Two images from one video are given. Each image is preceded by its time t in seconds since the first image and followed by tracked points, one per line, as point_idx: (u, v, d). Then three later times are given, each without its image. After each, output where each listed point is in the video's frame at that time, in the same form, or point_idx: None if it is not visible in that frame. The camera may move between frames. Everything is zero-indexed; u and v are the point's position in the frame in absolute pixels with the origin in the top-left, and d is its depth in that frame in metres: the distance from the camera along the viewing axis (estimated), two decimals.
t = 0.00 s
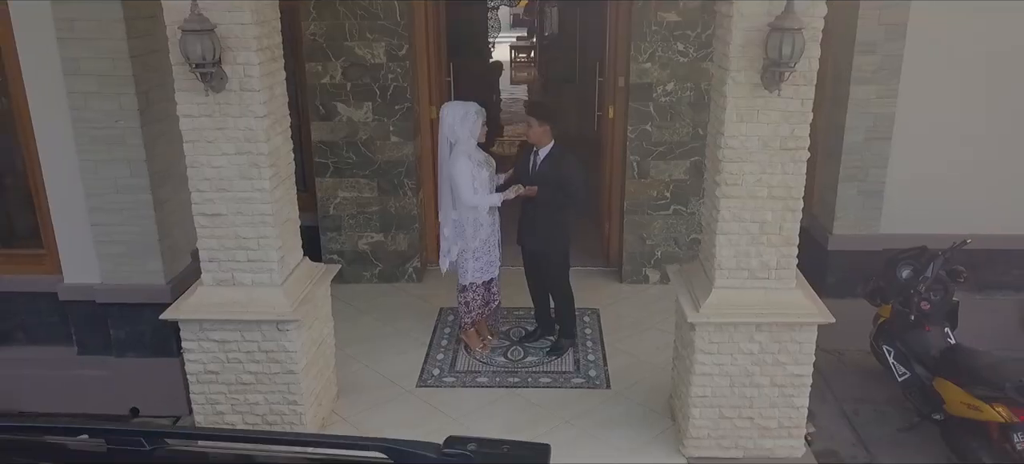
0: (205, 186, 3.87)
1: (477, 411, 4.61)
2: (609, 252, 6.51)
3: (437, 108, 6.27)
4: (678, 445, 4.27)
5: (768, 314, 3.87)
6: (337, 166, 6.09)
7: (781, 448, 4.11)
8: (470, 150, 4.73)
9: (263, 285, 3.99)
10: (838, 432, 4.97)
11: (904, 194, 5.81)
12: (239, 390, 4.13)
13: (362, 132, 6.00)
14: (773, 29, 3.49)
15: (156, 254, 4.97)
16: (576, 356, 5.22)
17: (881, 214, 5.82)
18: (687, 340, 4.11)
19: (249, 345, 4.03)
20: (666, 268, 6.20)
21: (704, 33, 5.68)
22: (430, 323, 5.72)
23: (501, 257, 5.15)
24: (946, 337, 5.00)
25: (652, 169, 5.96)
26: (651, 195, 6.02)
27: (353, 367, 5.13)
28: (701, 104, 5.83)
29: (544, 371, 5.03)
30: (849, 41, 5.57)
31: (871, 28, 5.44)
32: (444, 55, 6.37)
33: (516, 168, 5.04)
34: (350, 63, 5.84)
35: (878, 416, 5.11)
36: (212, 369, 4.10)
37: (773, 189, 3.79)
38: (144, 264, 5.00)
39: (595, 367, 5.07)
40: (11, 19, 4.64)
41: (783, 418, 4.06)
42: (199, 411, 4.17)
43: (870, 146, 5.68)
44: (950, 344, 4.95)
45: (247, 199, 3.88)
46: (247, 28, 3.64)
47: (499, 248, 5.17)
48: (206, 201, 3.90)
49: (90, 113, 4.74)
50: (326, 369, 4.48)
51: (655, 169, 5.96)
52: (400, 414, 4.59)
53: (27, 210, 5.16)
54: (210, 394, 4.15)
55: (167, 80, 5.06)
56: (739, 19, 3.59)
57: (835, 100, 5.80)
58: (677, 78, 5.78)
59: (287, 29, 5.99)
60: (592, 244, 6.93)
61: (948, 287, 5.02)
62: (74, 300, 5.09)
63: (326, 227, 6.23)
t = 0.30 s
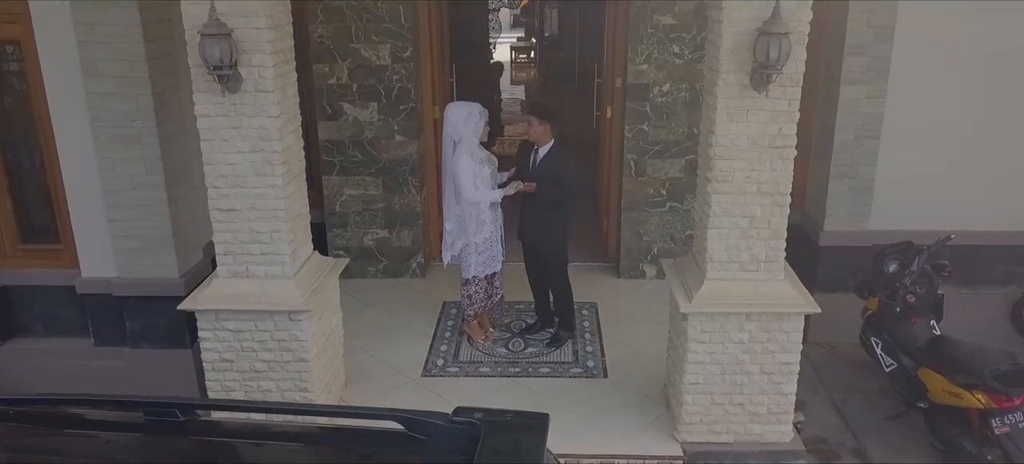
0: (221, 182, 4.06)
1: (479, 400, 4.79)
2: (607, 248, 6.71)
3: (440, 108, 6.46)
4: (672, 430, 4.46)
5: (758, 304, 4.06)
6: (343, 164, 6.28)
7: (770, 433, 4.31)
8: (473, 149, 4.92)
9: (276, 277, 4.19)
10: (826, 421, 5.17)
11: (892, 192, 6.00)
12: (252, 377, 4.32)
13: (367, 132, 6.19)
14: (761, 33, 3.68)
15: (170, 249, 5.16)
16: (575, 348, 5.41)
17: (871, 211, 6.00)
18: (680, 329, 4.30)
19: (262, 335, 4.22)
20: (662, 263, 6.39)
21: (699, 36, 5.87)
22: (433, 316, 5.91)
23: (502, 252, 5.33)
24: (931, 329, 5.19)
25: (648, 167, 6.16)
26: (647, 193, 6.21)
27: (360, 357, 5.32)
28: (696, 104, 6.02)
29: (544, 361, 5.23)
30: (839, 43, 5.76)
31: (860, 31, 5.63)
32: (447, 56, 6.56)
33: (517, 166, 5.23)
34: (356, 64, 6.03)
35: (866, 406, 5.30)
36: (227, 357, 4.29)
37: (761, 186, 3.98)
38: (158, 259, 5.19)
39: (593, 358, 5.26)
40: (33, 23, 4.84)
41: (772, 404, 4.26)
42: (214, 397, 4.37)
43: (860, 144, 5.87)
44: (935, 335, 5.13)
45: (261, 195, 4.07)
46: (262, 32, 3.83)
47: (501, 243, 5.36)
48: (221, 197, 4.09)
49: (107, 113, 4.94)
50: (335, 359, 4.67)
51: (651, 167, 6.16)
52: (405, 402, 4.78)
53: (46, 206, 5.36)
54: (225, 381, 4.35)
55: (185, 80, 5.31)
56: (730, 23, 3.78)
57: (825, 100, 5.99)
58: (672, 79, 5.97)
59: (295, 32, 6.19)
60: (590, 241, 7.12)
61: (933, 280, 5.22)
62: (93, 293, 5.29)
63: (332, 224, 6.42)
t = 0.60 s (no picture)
0: (239, 180, 4.29)
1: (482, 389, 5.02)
2: (605, 245, 6.94)
3: (444, 110, 6.69)
4: (666, 417, 4.69)
5: (747, 297, 4.28)
6: (351, 164, 6.51)
7: (759, 419, 4.54)
8: (476, 149, 5.15)
9: (290, 271, 4.42)
10: (815, 410, 5.40)
11: (880, 190, 6.23)
12: (268, 366, 4.55)
13: (374, 133, 6.42)
14: (749, 40, 3.91)
15: (187, 245, 5.39)
16: (574, 340, 5.64)
17: (859, 209, 6.23)
18: (674, 321, 4.53)
19: (278, 325, 4.46)
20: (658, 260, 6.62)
21: (694, 40, 6.10)
22: (438, 310, 6.14)
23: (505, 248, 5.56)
24: (916, 322, 5.41)
25: (646, 167, 6.39)
26: (644, 192, 6.44)
27: (368, 349, 5.55)
28: (691, 106, 6.24)
29: (544, 352, 5.46)
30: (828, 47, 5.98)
31: (848, 35, 5.85)
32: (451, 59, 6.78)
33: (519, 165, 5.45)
34: (364, 67, 6.26)
35: (853, 396, 5.53)
36: (244, 346, 4.52)
37: (751, 184, 4.21)
38: (176, 255, 5.42)
39: (592, 349, 5.49)
40: (56, 29, 5.07)
41: (761, 391, 4.48)
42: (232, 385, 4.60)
43: (849, 145, 6.08)
44: (919, 327, 5.34)
45: (277, 193, 4.30)
46: (278, 38, 4.06)
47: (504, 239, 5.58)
48: (239, 195, 4.31)
49: (127, 114, 5.16)
50: (346, 349, 4.90)
51: (648, 166, 6.39)
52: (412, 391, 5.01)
53: (68, 205, 5.58)
54: (243, 370, 4.58)
55: (203, 85, 5.57)
56: (720, 31, 4.00)
57: (816, 103, 6.22)
58: (668, 82, 6.19)
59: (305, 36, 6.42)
60: (590, 238, 7.35)
61: (918, 275, 5.44)
62: (113, 287, 5.51)
63: (340, 221, 6.65)
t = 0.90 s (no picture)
0: (257, 183, 4.55)
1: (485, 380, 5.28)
2: (603, 244, 7.20)
3: (448, 114, 6.95)
4: (660, 407, 4.95)
5: (735, 293, 4.54)
6: (359, 166, 6.78)
7: (748, 408, 4.80)
8: (479, 153, 5.42)
9: (304, 268, 4.69)
10: (803, 401, 5.66)
11: (867, 192, 6.49)
12: (283, 358, 4.82)
13: (381, 136, 6.69)
14: (736, 51, 4.18)
15: (204, 244, 5.66)
16: (573, 334, 5.91)
17: (846, 210, 6.50)
18: (667, 315, 4.79)
19: (293, 320, 4.72)
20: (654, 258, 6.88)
21: (688, 47, 6.36)
22: (443, 306, 6.41)
23: (507, 247, 5.82)
24: (899, 317, 5.67)
25: (642, 169, 6.65)
26: (641, 193, 6.70)
27: (376, 343, 5.82)
28: (685, 110, 6.51)
29: (545, 347, 5.72)
30: (817, 54, 6.25)
31: (836, 43, 6.11)
32: (454, 65, 7.04)
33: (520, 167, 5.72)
34: (371, 73, 6.53)
35: (839, 388, 5.80)
36: (261, 339, 4.79)
37: (738, 186, 4.48)
38: (193, 253, 5.68)
39: (590, 344, 5.75)
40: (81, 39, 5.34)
41: (749, 382, 4.74)
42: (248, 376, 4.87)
43: (837, 148, 6.35)
44: (902, 322, 5.61)
45: (292, 195, 4.57)
46: (295, 50, 4.33)
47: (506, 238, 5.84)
48: (257, 196, 4.58)
49: (147, 119, 5.42)
50: (356, 343, 5.16)
51: (645, 169, 6.65)
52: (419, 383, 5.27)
53: (89, 205, 5.85)
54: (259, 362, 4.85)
55: (218, 90, 5.86)
56: (709, 42, 4.27)
57: (805, 107, 6.48)
58: (663, 88, 6.46)
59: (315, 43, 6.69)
60: (588, 237, 7.61)
61: (901, 273, 5.70)
62: (133, 283, 5.78)
63: (348, 221, 6.91)
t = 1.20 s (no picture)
0: (274, 185, 4.85)
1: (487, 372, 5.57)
2: (600, 243, 7.50)
3: (451, 118, 7.24)
4: (652, 396, 5.24)
5: (722, 288, 4.84)
6: (366, 169, 7.08)
7: (735, 397, 5.09)
8: (482, 157, 5.71)
9: (318, 265, 4.98)
10: (789, 392, 5.96)
11: (852, 193, 6.79)
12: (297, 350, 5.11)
13: (387, 139, 6.98)
14: (722, 62, 4.47)
15: (220, 243, 5.95)
16: (571, 329, 6.21)
17: (833, 210, 6.79)
18: (659, 310, 5.09)
19: (307, 313, 5.01)
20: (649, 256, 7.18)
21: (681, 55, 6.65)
22: (447, 302, 6.71)
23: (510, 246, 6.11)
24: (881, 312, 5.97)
25: (637, 171, 6.95)
26: (636, 194, 7.00)
27: (383, 337, 6.12)
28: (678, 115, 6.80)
29: (544, 340, 6.02)
30: (804, 62, 6.54)
31: (822, 52, 6.41)
32: (457, 71, 7.33)
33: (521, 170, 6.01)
34: (378, 80, 6.82)
35: (824, 380, 6.10)
36: (276, 332, 5.08)
37: (725, 189, 4.77)
38: (209, 251, 5.98)
39: (587, 338, 6.05)
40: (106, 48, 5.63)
41: (736, 373, 5.04)
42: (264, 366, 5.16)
43: (823, 151, 6.64)
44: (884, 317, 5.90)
45: (307, 196, 4.86)
46: (310, 61, 4.63)
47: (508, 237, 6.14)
48: (273, 197, 4.87)
49: (167, 124, 5.71)
50: (365, 336, 5.45)
51: (640, 171, 6.95)
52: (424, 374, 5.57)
53: (110, 205, 6.15)
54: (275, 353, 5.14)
55: (234, 97, 6.16)
56: (698, 54, 4.56)
57: (793, 112, 6.77)
58: (658, 93, 6.76)
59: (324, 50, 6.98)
60: (586, 237, 7.91)
61: (882, 270, 6.00)
62: (152, 280, 6.07)
63: (356, 221, 7.21)
